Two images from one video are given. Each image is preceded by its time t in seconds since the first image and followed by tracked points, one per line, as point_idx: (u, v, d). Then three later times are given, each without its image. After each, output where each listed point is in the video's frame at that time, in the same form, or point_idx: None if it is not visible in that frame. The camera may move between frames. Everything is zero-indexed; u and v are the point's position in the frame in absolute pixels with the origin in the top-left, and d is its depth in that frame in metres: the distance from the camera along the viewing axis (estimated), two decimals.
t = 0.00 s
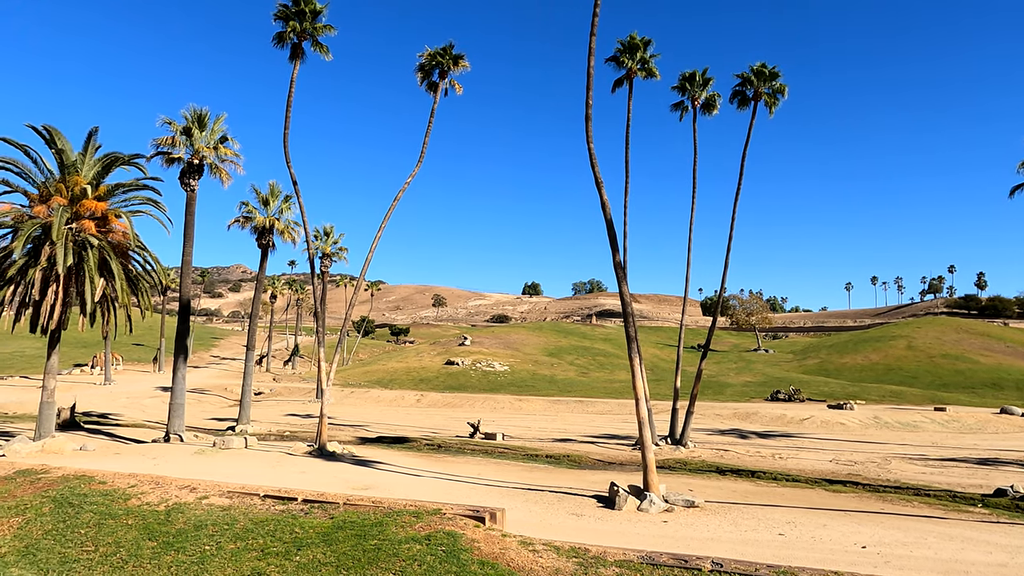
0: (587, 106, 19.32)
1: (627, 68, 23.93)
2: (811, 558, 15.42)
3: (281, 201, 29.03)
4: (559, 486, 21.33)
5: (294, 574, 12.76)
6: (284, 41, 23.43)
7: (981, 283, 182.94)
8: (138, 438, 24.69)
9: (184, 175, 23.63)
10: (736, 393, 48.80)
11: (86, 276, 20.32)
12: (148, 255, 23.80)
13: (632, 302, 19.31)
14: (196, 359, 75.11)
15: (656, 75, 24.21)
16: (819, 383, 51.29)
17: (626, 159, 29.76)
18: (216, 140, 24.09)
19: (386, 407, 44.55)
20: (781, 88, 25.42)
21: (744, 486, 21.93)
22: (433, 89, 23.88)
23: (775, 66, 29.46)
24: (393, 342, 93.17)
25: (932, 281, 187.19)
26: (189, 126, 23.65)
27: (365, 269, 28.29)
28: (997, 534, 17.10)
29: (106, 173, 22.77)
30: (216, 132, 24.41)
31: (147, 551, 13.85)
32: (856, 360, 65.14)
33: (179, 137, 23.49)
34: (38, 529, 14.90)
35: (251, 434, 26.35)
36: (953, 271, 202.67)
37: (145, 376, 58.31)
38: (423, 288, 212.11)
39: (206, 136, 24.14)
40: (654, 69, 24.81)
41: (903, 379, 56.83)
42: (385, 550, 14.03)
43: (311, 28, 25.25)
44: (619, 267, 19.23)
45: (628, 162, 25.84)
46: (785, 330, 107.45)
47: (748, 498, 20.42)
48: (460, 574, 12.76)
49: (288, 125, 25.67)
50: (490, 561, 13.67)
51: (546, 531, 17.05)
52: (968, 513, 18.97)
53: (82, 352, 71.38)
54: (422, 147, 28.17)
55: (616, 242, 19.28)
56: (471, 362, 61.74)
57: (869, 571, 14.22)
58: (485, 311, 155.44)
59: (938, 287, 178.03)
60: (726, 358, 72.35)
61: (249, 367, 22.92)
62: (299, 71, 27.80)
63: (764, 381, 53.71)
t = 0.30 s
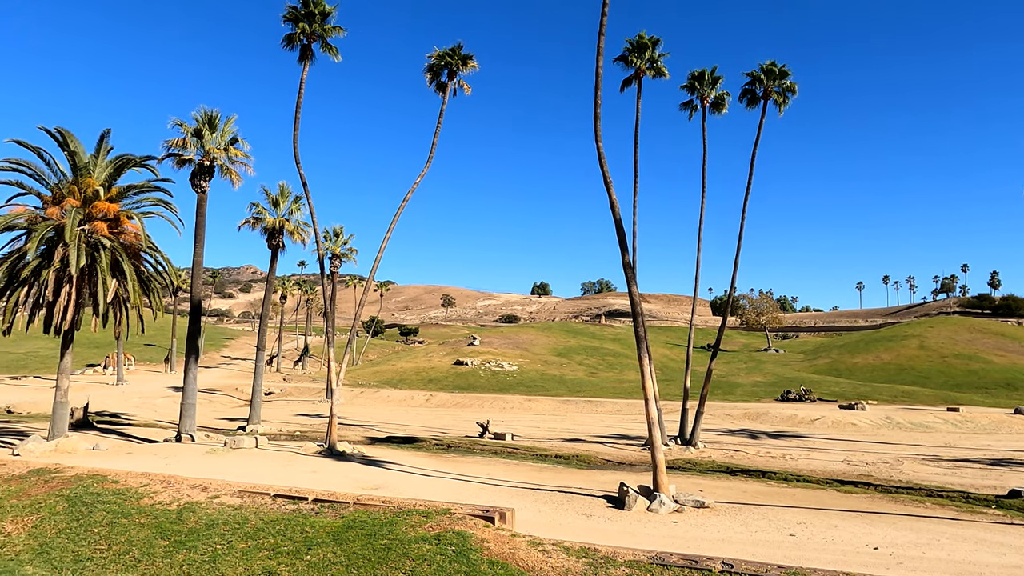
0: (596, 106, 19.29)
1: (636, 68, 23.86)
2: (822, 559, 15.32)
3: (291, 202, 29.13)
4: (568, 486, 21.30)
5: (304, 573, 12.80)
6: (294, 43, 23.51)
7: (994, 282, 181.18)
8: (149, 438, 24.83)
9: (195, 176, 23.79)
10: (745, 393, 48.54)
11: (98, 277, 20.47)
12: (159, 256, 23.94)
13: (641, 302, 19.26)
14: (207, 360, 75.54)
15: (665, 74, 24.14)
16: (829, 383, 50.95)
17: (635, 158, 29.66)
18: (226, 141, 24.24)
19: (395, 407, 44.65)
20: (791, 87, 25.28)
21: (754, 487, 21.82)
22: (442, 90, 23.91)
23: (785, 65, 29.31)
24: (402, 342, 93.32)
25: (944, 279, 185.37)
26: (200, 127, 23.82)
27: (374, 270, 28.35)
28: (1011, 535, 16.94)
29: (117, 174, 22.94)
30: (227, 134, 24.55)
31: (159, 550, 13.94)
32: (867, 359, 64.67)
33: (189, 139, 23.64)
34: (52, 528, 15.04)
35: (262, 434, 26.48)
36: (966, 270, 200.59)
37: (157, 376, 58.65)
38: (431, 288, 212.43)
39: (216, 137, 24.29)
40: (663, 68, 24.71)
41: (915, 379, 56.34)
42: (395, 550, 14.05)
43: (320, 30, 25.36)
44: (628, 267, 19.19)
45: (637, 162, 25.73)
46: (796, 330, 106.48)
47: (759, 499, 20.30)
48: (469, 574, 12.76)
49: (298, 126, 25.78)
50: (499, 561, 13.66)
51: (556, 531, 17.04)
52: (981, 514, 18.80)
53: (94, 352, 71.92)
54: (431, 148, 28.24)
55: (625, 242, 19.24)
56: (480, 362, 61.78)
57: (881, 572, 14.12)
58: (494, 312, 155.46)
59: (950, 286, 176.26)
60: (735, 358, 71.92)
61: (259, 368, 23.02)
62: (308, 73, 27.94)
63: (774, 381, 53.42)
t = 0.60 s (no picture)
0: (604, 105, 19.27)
1: (644, 67, 23.80)
2: (833, 561, 15.23)
3: (301, 204, 29.25)
4: (577, 487, 21.26)
5: (315, 573, 12.84)
6: (303, 45, 23.59)
7: (1007, 282, 179.47)
8: (161, 438, 24.99)
9: (205, 178, 23.93)
10: (755, 394, 48.31)
11: (110, 278, 20.62)
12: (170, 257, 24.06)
13: (650, 302, 19.20)
14: (218, 360, 75.94)
15: (674, 73, 24.06)
16: (840, 383, 50.63)
17: (644, 158, 29.57)
18: (236, 143, 24.36)
19: (404, 407, 44.72)
20: (801, 86, 25.13)
21: (765, 488, 21.70)
22: (451, 90, 23.93)
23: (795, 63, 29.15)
24: (411, 342, 93.48)
25: (957, 279, 183.73)
26: (210, 129, 23.95)
27: (383, 270, 28.39)
28: None
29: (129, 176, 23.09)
30: (237, 135, 24.68)
31: (171, 549, 14.03)
32: (879, 360, 64.17)
33: (200, 140, 23.79)
34: (65, 526, 15.17)
35: (272, 434, 26.59)
36: (978, 270, 198.68)
37: (168, 377, 58.96)
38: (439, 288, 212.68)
39: (226, 139, 24.41)
40: (672, 68, 24.64)
41: (927, 379, 55.86)
42: (405, 550, 14.06)
43: (329, 31, 25.44)
44: (636, 267, 19.15)
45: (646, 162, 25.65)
46: (806, 330, 105.97)
47: (769, 500, 20.21)
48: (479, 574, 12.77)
49: (307, 127, 25.91)
50: (509, 561, 13.67)
51: (565, 531, 17.02)
52: (995, 516, 18.60)
53: (106, 353, 72.41)
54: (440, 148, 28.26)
55: (634, 242, 19.21)
56: (489, 362, 61.79)
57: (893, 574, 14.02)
58: (502, 312, 155.51)
59: (962, 285, 174.68)
60: (745, 358, 71.56)
61: (269, 369, 23.09)
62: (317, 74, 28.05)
63: (784, 381, 53.09)
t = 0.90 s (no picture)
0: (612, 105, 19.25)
1: (652, 67, 23.74)
2: (844, 562, 15.13)
3: (310, 205, 29.35)
4: (586, 487, 21.22)
5: (324, 573, 12.88)
6: (311, 47, 23.68)
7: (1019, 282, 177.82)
8: (171, 438, 25.15)
9: (215, 179, 24.05)
10: (764, 394, 48.10)
11: (121, 280, 20.76)
12: (180, 258, 24.19)
13: (659, 303, 19.15)
14: (227, 361, 76.27)
15: (682, 73, 24.00)
16: (850, 384, 50.33)
17: (652, 159, 29.48)
18: (245, 145, 24.48)
19: (413, 408, 44.76)
20: (810, 85, 25.00)
21: (774, 489, 21.60)
22: (459, 91, 23.95)
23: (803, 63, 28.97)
24: (419, 343, 93.55)
25: (968, 279, 182.13)
26: (220, 131, 24.08)
27: (392, 271, 28.42)
28: None
29: (140, 178, 23.23)
30: (246, 137, 24.78)
31: (181, 548, 14.12)
32: (889, 360, 63.71)
33: (210, 142, 23.92)
34: (77, 526, 15.29)
35: (281, 435, 26.70)
36: (990, 270, 196.83)
37: (178, 378, 59.26)
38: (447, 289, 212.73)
39: (236, 141, 24.52)
40: (680, 67, 24.56)
41: (938, 380, 55.41)
42: (414, 550, 14.09)
43: (337, 33, 25.54)
44: (645, 268, 19.10)
45: (654, 162, 25.58)
46: (816, 330, 105.49)
47: (779, 501, 20.11)
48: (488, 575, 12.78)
49: (316, 129, 25.99)
50: (518, 562, 13.67)
51: (574, 532, 16.99)
52: (1008, 518, 18.43)
53: (117, 354, 72.81)
54: (448, 149, 28.30)
55: (642, 243, 19.16)
56: (497, 363, 61.72)
57: None
58: (510, 313, 155.40)
59: (973, 285, 173.25)
60: (754, 359, 71.23)
61: (277, 370, 23.16)
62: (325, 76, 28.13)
63: (794, 382, 52.77)
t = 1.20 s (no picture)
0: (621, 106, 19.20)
1: (661, 66, 23.67)
2: (857, 564, 15.02)
3: (319, 206, 29.44)
4: (595, 488, 21.18)
5: (334, 573, 12.92)
6: (320, 49, 23.78)
7: None
8: (182, 438, 25.33)
9: (226, 181, 24.19)
10: (775, 395, 47.85)
11: (133, 281, 20.90)
12: (191, 259, 24.34)
13: (668, 303, 19.09)
14: (238, 362, 76.70)
15: (690, 72, 23.91)
16: (862, 384, 49.93)
17: (661, 159, 29.37)
18: (255, 146, 24.61)
19: (422, 408, 44.84)
20: (820, 84, 24.85)
21: (785, 490, 21.48)
22: (467, 92, 23.96)
23: (814, 61, 28.80)
24: (429, 344, 93.69)
25: (981, 279, 180.36)
26: (230, 133, 24.24)
27: (401, 272, 28.50)
28: None
29: (151, 181, 23.40)
30: (256, 139, 24.91)
31: (193, 548, 14.20)
32: (901, 361, 63.19)
33: (220, 144, 24.08)
34: (90, 525, 15.41)
35: (291, 435, 26.84)
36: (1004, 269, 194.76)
37: (189, 378, 59.64)
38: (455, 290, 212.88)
39: (246, 143, 24.65)
40: (689, 67, 24.48)
41: (951, 380, 54.90)
42: (424, 550, 14.11)
43: (346, 35, 25.63)
44: (654, 268, 19.06)
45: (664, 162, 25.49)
46: (826, 330, 104.94)
47: (790, 502, 20.00)
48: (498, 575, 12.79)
49: (325, 130, 26.08)
50: (528, 562, 13.66)
51: (585, 533, 16.97)
52: None
53: (129, 355, 73.38)
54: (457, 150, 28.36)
55: (652, 243, 19.11)
56: (506, 363, 61.70)
57: None
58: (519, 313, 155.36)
59: (987, 285, 171.52)
60: (764, 359, 70.81)
61: (288, 370, 23.23)
62: (334, 78, 28.24)
63: (805, 383, 52.46)
